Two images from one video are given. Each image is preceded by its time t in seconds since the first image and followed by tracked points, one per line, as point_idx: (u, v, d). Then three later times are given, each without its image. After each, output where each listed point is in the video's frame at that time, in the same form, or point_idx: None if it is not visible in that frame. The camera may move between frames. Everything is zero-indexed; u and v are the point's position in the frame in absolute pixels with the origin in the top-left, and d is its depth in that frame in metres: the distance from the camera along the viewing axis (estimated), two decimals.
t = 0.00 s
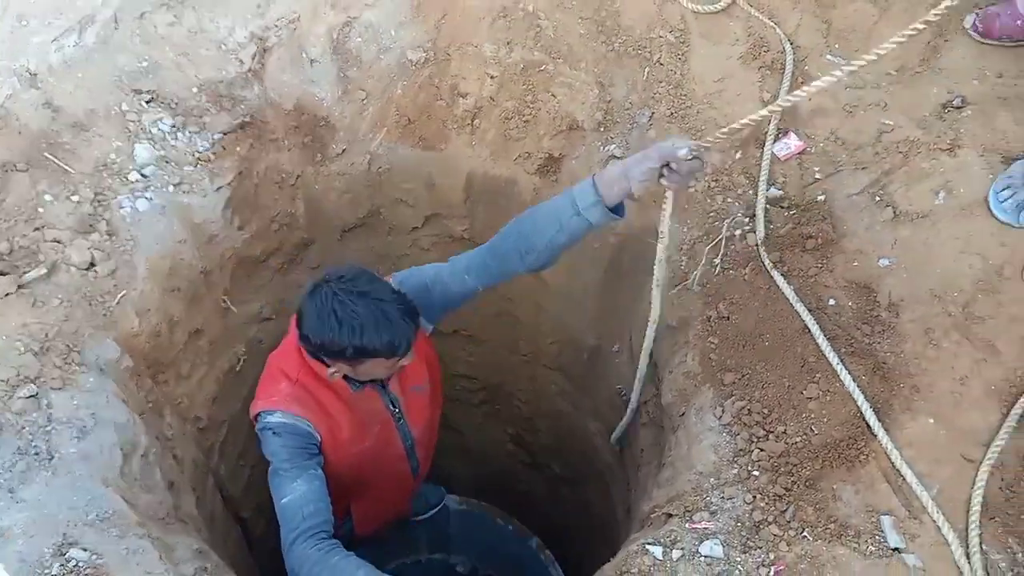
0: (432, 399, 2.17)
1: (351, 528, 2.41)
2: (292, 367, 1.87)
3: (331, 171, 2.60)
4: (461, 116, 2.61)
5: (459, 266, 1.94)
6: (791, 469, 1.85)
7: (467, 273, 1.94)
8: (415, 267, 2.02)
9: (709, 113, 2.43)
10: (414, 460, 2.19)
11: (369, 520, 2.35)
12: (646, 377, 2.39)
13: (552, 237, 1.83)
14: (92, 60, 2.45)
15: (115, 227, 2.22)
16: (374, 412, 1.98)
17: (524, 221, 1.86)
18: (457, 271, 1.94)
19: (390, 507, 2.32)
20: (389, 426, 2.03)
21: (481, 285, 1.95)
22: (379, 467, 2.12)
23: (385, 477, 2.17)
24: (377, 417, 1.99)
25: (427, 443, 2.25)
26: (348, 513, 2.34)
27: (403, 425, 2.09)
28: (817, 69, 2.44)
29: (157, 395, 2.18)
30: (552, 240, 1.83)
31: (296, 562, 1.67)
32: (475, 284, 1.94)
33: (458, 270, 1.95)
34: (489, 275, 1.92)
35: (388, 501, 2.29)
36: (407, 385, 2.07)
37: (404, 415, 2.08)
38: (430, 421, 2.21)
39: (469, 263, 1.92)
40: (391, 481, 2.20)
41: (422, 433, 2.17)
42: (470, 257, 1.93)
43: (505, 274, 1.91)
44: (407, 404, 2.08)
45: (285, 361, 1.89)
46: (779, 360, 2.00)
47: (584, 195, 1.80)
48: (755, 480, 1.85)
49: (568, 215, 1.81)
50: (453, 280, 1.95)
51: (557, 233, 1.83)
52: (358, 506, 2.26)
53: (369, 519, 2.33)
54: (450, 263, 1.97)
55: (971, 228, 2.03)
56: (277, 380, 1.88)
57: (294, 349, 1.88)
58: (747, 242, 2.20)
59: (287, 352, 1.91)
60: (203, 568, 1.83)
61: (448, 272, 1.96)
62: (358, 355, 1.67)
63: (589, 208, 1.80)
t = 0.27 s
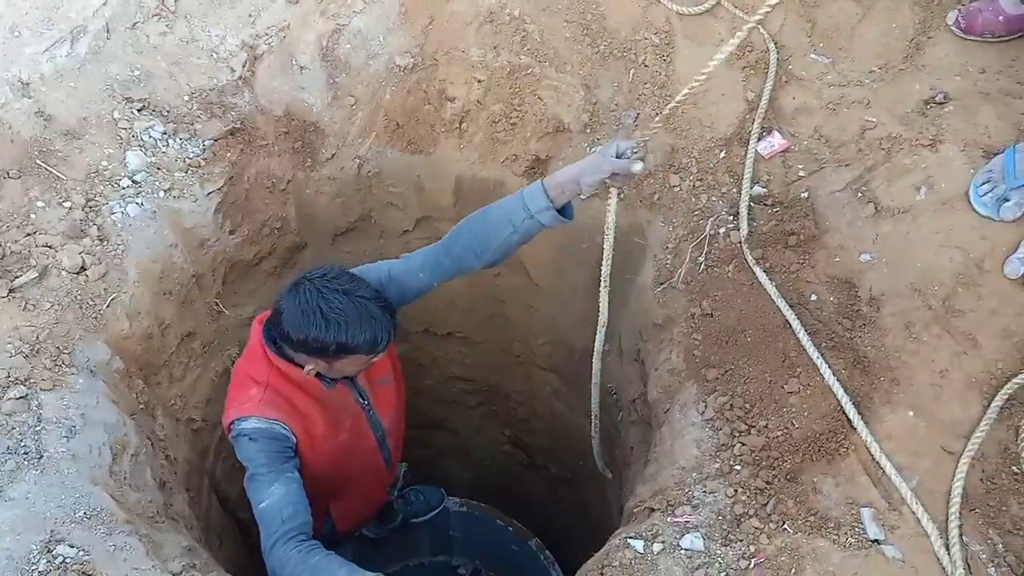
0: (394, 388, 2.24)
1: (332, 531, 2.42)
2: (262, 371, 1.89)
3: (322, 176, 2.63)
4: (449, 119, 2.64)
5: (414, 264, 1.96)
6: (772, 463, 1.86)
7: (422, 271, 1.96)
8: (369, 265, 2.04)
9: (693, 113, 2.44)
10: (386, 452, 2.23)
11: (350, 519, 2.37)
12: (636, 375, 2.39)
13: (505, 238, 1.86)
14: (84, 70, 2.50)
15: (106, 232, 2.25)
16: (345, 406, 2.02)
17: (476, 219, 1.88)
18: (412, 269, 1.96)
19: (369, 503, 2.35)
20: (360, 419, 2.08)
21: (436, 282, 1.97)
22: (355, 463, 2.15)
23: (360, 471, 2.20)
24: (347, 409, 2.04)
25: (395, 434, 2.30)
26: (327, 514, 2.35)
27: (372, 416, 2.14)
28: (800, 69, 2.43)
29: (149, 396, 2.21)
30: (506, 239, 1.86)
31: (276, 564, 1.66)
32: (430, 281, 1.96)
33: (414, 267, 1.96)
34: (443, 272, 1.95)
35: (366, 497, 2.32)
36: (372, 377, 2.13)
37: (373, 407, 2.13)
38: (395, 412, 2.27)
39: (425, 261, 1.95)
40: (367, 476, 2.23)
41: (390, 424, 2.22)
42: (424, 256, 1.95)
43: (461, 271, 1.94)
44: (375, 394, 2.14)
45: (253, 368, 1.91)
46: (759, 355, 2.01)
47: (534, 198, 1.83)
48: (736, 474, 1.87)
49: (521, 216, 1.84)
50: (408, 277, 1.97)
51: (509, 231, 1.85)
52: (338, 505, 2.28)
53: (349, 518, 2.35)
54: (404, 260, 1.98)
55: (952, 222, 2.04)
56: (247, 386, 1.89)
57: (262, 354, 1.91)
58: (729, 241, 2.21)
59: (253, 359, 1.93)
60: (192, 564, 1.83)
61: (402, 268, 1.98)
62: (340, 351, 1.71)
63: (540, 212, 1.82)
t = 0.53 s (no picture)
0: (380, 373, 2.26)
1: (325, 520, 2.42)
2: (258, 362, 1.88)
3: (323, 175, 2.65)
4: (449, 117, 2.64)
5: (391, 242, 1.98)
6: (767, 457, 1.87)
7: (401, 249, 1.98)
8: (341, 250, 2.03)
9: (691, 110, 2.44)
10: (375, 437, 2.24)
11: (342, 505, 2.37)
12: (636, 372, 2.39)
13: (481, 201, 1.96)
14: (87, 71, 2.53)
15: (107, 230, 2.27)
16: (339, 392, 2.02)
17: (449, 187, 1.96)
18: (391, 248, 1.97)
19: (360, 490, 2.36)
20: (353, 404, 2.09)
21: (415, 258, 1.99)
22: (349, 449, 2.15)
23: (353, 458, 2.20)
24: (341, 396, 2.04)
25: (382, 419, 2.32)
26: (320, 502, 2.34)
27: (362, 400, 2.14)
28: (798, 64, 2.44)
29: (150, 393, 2.22)
30: (480, 203, 1.96)
31: (272, 553, 1.66)
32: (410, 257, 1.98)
33: (391, 245, 1.97)
34: (422, 247, 1.98)
35: (358, 483, 2.33)
36: (360, 363, 2.14)
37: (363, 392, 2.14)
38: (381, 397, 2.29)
39: (403, 238, 1.97)
40: (360, 461, 2.24)
41: (378, 408, 2.23)
42: (400, 232, 1.97)
43: (439, 243, 2.00)
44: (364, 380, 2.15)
45: (247, 358, 1.90)
46: (755, 350, 2.02)
47: (504, 162, 1.94)
48: (731, 468, 1.87)
49: (492, 179, 1.95)
50: (387, 256, 1.98)
51: (483, 195, 1.96)
52: (330, 492, 2.27)
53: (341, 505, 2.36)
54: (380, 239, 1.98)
55: (948, 217, 2.04)
56: (244, 377, 1.88)
57: (256, 343, 1.89)
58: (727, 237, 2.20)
59: (247, 350, 1.91)
60: (189, 558, 1.85)
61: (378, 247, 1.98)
62: (332, 335, 1.74)
63: (512, 173, 1.94)
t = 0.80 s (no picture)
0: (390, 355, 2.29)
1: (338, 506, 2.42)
2: (279, 342, 1.88)
3: (330, 176, 2.66)
4: (455, 119, 2.64)
5: (392, 226, 2.03)
6: (774, 459, 1.86)
7: (401, 233, 2.03)
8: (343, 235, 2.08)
9: (697, 110, 2.44)
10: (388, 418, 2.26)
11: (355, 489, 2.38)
12: (642, 373, 2.39)
13: (474, 185, 2.00)
14: (96, 73, 2.54)
15: (116, 230, 2.29)
16: (357, 372, 2.04)
17: (444, 173, 2.00)
18: (391, 231, 2.02)
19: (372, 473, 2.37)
20: (369, 385, 2.11)
21: (413, 241, 2.05)
22: (366, 430, 2.16)
23: (368, 440, 2.21)
24: (358, 375, 2.05)
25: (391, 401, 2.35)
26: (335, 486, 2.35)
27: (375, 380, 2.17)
28: (805, 65, 2.43)
29: (159, 392, 2.23)
30: (473, 188, 2.00)
31: (292, 527, 1.64)
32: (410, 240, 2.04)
33: (392, 229, 2.02)
34: (421, 229, 2.04)
35: (371, 467, 2.34)
36: (373, 344, 2.17)
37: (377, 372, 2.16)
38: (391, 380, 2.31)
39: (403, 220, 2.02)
40: (374, 444, 2.25)
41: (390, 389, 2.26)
42: (400, 216, 2.03)
43: (435, 226, 2.05)
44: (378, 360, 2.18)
45: (268, 340, 1.90)
46: (761, 351, 2.02)
47: (493, 147, 1.98)
48: (738, 470, 1.87)
49: (484, 165, 1.98)
50: (387, 240, 2.03)
51: (475, 180, 1.99)
52: (347, 475, 2.26)
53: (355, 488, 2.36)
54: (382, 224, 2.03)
55: (955, 217, 2.04)
56: (266, 358, 1.88)
57: (276, 323, 1.90)
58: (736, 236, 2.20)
59: (267, 332, 1.92)
60: (196, 557, 1.86)
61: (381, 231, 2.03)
62: (349, 306, 1.79)
63: (503, 158, 1.97)
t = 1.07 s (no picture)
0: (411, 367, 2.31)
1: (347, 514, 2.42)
2: (306, 343, 1.90)
3: (343, 180, 2.67)
4: (468, 124, 2.67)
5: (442, 248, 2.04)
6: (787, 465, 1.87)
7: (449, 257, 2.04)
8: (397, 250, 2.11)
9: (710, 116, 2.44)
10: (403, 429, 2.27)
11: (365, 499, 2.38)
12: (654, 378, 2.40)
13: (526, 221, 1.97)
14: (112, 77, 2.55)
15: (132, 233, 2.30)
16: (378, 380, 2.06)
17: (498, 204, 1.98)
18: (439, 253, 2.04)
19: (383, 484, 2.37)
20: (389, 393, 2.12)
21: (460, 267, 2.05)
22: (382, 438, 2.17)
23: (383, 449, 2.22)
24: (378, 385, 2.07)
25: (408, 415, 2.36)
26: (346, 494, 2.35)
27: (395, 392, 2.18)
28: (817, 72, 2.44)
29: (173, 395, 2.25)
30: (524, 224, 1.97)
31: (308, 523, 1.65)
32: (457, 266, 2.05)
33: (442, 251, 2.04)
34: (468, 257, 2.03)
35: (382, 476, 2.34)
36: (397, 354, 2.19)
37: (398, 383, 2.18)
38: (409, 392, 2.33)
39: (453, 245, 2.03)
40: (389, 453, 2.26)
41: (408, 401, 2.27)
42: (452, 241, 2.03)
43: (483, 256, 2.04)
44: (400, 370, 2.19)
45: (295, 340, 1.93)
46: (774, 357, 2.02)
47: (552, 181, 1.94)
48: (751, 475, 1.88)
49: (539, 200, 1.95)
50: (433, 260, 2.04)
51: (528, 215, 1.96)
52: (354, 484, 2.26)
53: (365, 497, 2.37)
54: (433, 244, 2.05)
55: (968, 224, 2.04)
56: (291, 357, 1.90)
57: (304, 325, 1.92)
58: (747, 243, 2.21)
59: (294, 332, 1.94)
60: (211, 559, 1.87)
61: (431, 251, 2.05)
62: (376, 313, 1.81)
63: (557, 195, 1.94)
